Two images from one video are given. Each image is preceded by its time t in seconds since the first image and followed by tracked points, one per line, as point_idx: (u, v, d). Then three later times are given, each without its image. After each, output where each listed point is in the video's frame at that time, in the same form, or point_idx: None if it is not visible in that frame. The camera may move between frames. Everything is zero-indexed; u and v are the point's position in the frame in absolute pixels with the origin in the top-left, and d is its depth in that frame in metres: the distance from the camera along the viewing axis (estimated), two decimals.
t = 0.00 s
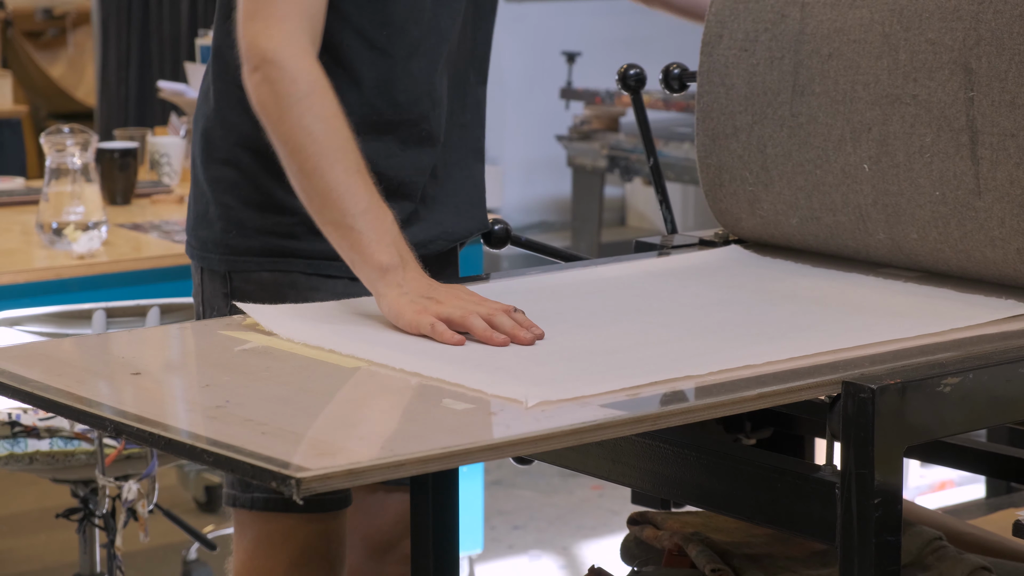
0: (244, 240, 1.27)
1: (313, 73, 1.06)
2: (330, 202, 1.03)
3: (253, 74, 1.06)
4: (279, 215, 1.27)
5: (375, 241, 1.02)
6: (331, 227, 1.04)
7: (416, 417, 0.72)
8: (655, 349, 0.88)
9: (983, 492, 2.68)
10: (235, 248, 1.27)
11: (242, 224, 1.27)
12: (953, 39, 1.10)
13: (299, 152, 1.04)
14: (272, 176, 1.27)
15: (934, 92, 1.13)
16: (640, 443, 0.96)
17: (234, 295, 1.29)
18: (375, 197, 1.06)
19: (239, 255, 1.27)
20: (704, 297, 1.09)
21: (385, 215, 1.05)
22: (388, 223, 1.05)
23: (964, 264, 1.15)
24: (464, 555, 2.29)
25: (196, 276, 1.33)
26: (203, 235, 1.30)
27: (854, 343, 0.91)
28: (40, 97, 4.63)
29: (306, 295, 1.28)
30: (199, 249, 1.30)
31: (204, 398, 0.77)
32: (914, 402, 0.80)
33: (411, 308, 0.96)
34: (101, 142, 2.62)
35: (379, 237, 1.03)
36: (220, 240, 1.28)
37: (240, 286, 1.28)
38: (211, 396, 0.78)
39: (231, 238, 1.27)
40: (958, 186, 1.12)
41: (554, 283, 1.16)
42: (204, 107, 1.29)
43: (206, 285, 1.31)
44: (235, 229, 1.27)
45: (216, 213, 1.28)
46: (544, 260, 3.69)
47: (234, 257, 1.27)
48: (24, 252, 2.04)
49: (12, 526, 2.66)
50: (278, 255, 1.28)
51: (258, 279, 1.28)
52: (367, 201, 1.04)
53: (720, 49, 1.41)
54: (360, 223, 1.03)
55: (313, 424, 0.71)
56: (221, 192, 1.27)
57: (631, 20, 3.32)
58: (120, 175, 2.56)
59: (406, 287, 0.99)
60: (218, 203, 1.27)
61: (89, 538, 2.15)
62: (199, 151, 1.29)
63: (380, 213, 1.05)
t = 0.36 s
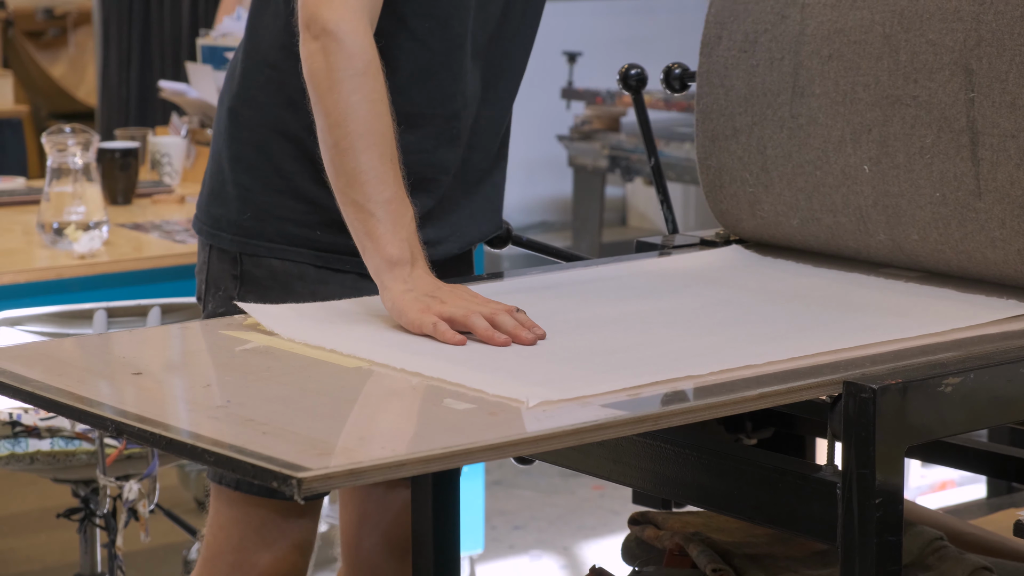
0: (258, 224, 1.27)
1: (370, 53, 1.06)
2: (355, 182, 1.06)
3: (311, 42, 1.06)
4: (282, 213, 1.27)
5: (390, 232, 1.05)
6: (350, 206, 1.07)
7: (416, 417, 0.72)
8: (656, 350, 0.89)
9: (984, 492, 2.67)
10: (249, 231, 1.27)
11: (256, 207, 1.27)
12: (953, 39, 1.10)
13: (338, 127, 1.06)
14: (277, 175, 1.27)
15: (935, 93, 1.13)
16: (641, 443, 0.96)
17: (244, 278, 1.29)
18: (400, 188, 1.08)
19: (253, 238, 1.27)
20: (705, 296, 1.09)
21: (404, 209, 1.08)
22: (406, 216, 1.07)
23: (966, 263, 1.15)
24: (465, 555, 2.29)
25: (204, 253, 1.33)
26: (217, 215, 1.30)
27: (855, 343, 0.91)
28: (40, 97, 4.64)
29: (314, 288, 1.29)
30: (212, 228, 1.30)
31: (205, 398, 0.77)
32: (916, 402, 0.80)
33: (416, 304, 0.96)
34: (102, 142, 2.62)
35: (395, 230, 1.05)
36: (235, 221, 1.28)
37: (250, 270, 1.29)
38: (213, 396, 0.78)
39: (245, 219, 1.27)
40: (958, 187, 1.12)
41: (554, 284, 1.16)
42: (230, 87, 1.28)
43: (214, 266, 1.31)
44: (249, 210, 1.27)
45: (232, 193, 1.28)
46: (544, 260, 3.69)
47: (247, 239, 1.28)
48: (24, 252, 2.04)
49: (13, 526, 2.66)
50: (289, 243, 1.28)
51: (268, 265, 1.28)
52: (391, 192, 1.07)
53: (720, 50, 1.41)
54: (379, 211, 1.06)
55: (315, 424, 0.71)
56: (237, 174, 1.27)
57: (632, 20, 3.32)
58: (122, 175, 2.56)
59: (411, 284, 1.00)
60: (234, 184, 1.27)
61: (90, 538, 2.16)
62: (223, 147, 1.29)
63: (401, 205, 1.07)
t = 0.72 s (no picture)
0: (276, 228, 1.29)
1: (352, 61, 1.07)
2: (345, 190, 1.06)
3: (293, 53, 1.07)
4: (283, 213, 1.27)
5: (381, 238, 1.05)
6: (341, 215, 1.07)
7: (415, 417, 0.72)
8: (656, 349, 0.89)
9: (983, 492, 2.68)
10: (266, 235, 1.29)
11: (276, 212, 1.29)
12: (919, 75, 1.10)
13: (324, 136, 1.06)
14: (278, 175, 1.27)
15: (898, 136, 1.12)
16: (641, 443, 0.96)
17: (260, 282, 1.31)
18: (392, 195, 1.08)
19: (269, 242, 1.29)
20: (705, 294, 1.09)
21: (396, 215, 1.07)
22: (398, 223, 1.07)
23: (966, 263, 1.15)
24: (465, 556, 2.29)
25: (217, 257, 1.34)
26: (232, 217, 1.31)
27: (855, 342, 0.91)
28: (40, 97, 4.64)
29: (331, 293, 1.32)
30: (225, 231, 1.31)
31: (205, 398, 0.77)
32: (916, 402, 0.80)
33: (413, 306, 0.96)
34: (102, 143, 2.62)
35: (387, 236, 1.05)
36: (252, 224, 1.29)
37: (265, 273, 1.30)
38: (212, 397, 0.78)
39: (262, 223, 1.29)
40: (936, 225, 1.12)
41: (553, 284, 1.16)
42: (246, 89, 1.31)
43: (227, 269, 1.32)
44: (266, 214, 1.29)
45: (247, 196, 1.29)
46: (544, 261, 3.69)
47: (263, 244, 1.29)
48: (25, 252, 2.04)
49: (12, 526, 2.66)
50: (307, 246, 1.30)
51: (285, 268, 1.30)
52: (382, 199, 1.07)
53: (686, 91, 1.40)
54: (369, 219, 1.06)
55: (315, 424, 0.71)
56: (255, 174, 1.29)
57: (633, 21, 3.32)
58: (121, 175, 2.56)
59: (406, 288, 1.00)
60: (251, 188, 1.29)
61: (89, 538, 2.16)
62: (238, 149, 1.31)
63: (393, 212, 1.07)
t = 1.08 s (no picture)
0: (271, 249, 1.26)
1: (297, 80, 1.05)
2: (322, 210, 1.02)
3: (235, 84, 1.05)
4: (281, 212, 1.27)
5: (369, 246, 1.01)
6: (321, 235, 1.04)
7: (415, 417, 0.72)
8: (655, 347, 0.89)
9: (983, 492, 2.68)
10: (262, 257, 1.27)
11: (270, 232, 1.26)
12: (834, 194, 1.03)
13: (285, 159, 1.03)
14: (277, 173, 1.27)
15: (838, 241, 1.06)
16: (640, 442, 0.96)
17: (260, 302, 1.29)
18: (366, 200, 1.05)
19: (266, 263, 1.27)
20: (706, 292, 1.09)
21: (376, 218, 1.04)
22: (380, 227, 1.04)
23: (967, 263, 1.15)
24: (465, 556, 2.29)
25: (212, 283, 1.32)
26: (226, 243, 1.29)
27: (855, 341, 0.91)
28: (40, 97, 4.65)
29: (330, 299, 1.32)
30: (219, 257, 1.29)
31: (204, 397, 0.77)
32: (915, 401, 0.80)
33: (409, 308, 0.96)
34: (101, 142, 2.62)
35: (372, 241, 1.02)
36: (247, 247, 1.27)
37: (265, 294, 1.28)
38: (212, 396, 0.78)
39: (257, 245, 1.27)
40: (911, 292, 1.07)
41: (553, 283, 1.16)
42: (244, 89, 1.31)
43: (225, 298, 1.30)
44: (260, 236, 1.26)
45: (238, 220, 1.27)
46: (544, 261, 3.69)
47: (260, 266, 1.27)
48: (25, 252, 2.04)
49: (12, 526, 2.66)
50: (303, 266, 1.27)
51: (285, 288, 1.27)
52: (358, 208, 1.03)
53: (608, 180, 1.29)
54: (353, 229, 1.02)
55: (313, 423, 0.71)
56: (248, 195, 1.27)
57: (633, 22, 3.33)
58: (121, 174, 2.56)
59: (403, 290, 0.99)
60: (243, 210, 1.27)
61: (89, 537, 2.16)
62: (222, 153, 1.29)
63: (372, 216, 1.04)
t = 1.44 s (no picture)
0: (195, 270, 1.24)
1: (221, 109, 0.99)
2: (275, 227, 0.97)
3: (154, 124, 0.99)
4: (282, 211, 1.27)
5: (331, 248, 0.96)
6: (282, 251, 0.98)
7: (415, 416, 0.72)
8: (657, 346, 0.89)
9: (984, 492, 2.68)
10: (186, 278, 1.24)
11: (199, 251, 1.24)
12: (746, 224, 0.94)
13: (226, 190, 0.97)
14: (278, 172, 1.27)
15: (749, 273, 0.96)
16: (640, 441, 0.96)
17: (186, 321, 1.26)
18: (314, 203, 0.99)
19: (191, 284, 1.24)
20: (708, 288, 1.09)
21: (329, 218, 0.99)
22: (336, 227, 0.98)
23: (967, 262, 1.15)
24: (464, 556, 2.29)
25: (133, 302, 1.29)
26: (149, 264, 1.26)
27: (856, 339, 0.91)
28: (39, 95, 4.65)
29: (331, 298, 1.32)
30: (143, 280, 1.26)
31: (205, 396, 0.77)
32: (916, 401, 0.80)
33: (383, 302, 0.93)
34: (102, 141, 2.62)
35: (330, 242, 0.96)
36: (170, 269, 1.24)
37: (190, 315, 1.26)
38: (212, 395, 0.78)
39: (182, 266, 1.24)
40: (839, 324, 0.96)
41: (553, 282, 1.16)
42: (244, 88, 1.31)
43: (151, 319, 1.27)
44: (185, 257, 1.24)
45: (163, 241, 1.24)
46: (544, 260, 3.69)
47: (186, 287, 1.24)
48: (25, 252, 2.04)
49: (12, 525, 2.66)
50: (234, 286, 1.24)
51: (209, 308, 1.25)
52: (308, 210, 0.98)
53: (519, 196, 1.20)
54: (310, 233, 0.96)
55: (313, 422, 0.71)
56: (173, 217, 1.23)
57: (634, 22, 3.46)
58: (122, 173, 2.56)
59: (374, 280, 0.95)
60: (169, 231, 1.23)
61: (89, 536, 2.16)
62: (138, 167, 1.25)
63: (324, 216, 0.98)
